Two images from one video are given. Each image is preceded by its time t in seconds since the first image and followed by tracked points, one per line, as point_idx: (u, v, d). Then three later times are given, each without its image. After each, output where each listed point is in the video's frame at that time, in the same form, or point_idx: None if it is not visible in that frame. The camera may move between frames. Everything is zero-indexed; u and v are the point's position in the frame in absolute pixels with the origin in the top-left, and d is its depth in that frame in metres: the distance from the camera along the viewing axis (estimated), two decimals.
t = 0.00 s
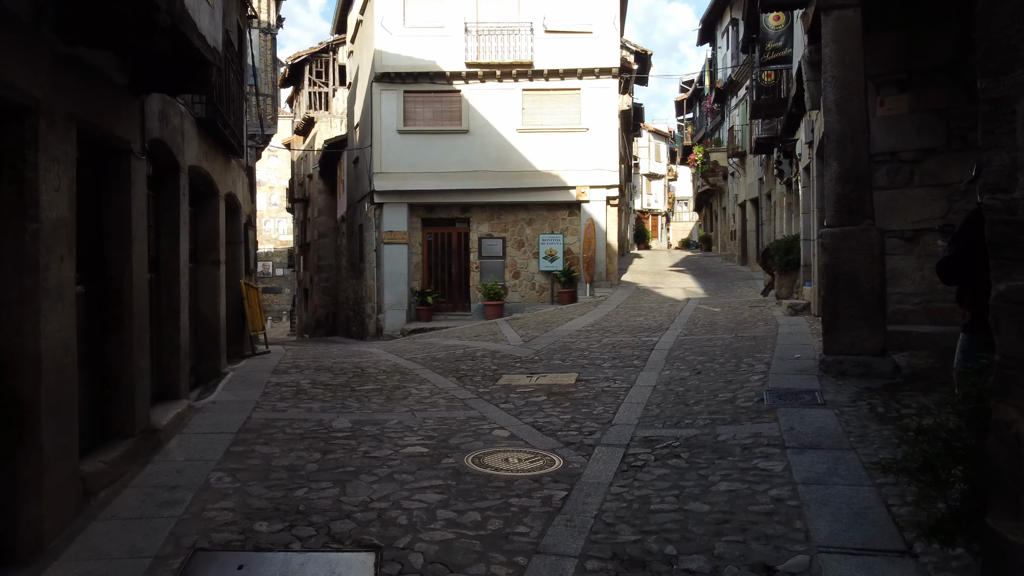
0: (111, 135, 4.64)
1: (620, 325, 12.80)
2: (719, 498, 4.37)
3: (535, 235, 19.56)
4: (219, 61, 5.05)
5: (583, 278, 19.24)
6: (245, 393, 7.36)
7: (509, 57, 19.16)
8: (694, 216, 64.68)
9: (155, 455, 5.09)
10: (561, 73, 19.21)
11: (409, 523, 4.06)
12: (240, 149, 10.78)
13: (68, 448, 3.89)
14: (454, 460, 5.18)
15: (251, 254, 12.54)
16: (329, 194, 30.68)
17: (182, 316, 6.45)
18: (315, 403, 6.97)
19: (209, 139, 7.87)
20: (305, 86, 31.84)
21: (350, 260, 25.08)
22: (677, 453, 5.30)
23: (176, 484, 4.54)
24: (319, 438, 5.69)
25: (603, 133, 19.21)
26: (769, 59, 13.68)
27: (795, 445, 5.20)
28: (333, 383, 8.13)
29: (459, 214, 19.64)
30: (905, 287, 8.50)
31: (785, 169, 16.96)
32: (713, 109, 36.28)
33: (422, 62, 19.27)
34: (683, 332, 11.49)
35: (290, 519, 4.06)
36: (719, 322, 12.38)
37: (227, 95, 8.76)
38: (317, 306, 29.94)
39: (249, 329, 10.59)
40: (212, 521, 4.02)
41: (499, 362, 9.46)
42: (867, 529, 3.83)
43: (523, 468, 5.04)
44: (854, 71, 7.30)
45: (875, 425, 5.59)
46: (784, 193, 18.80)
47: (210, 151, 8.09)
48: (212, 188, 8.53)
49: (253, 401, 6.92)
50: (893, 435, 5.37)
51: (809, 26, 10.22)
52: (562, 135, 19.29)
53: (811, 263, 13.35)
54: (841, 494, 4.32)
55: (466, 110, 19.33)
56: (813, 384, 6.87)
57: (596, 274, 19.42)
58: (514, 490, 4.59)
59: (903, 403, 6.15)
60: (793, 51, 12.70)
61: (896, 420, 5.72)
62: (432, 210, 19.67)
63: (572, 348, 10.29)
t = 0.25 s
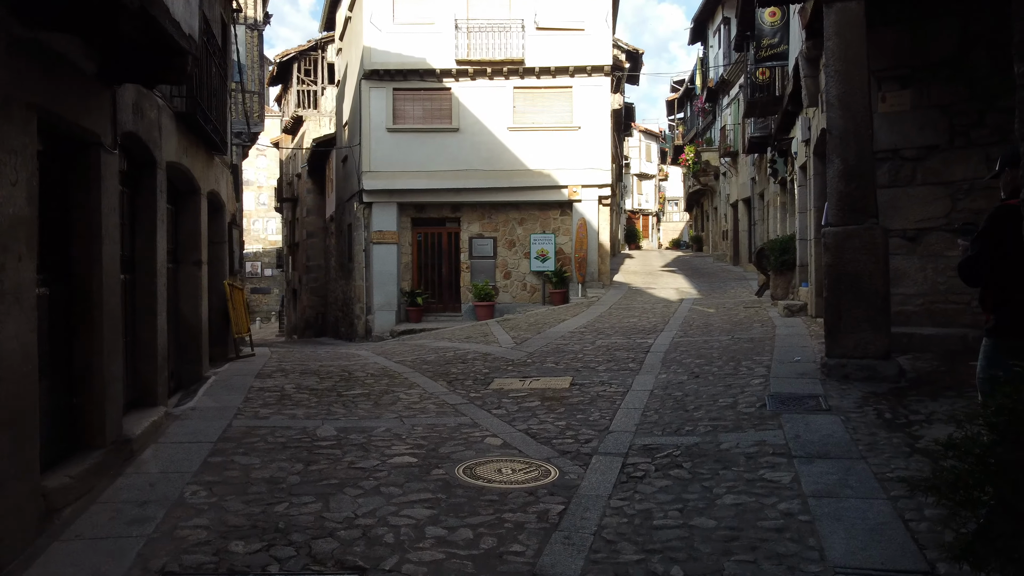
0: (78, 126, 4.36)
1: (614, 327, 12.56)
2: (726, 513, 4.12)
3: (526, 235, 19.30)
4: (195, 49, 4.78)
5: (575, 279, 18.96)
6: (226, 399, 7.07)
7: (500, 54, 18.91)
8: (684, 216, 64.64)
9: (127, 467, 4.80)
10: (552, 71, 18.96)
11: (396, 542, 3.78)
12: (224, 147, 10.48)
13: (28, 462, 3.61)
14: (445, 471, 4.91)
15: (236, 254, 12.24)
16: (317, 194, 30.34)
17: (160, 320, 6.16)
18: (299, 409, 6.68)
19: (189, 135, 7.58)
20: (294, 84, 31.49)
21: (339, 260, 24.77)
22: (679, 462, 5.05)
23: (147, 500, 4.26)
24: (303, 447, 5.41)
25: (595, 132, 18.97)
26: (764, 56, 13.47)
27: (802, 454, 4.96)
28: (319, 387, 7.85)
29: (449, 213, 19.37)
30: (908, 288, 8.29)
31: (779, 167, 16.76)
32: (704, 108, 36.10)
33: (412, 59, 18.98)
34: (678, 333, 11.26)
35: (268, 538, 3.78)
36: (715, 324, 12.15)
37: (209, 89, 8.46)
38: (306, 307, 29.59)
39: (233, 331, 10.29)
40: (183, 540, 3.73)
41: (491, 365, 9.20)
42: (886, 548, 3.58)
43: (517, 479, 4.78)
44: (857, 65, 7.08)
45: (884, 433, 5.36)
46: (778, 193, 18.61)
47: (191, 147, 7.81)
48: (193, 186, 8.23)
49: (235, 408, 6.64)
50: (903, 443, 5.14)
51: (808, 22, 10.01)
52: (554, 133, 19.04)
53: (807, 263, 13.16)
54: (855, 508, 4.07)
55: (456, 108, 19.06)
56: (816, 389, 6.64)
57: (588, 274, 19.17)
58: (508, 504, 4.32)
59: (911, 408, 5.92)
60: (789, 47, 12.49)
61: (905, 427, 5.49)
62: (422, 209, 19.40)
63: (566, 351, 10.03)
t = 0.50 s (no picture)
0: (40, 117, 4.08)
1: (607, 328, 12.31)
2: (734, 530, 3.87)
3: (518, 235, 19.05)
4: (170, 35, 4.49)
5: (567, 279, 18.72)
6: (207, 405, 6.77)
7: (491, 51, 18.64)
8: (674, 216, 64.56)
9: (97, 481, 4.51)
10: (544, 69, 18.71)
11: (383, 564, 3.52)
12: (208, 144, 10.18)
13: None
14: (435, 484, 4.64)
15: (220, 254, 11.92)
16: (306, 193, 29.99)
17: (136, 324, 5.87)
18: (282, 416, 6.40)
19: (168, 130, 7.28)
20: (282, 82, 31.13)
21: (328, 260, 24.45)
22: (682, 473, 4.79)
23: (115, 517, 3.98)
24: (285, 458, 5.13)
25: (587, 130, 18.73)
26: (760, 52, 13.26)
27: (811, 465, 4.71)
28: (304, 392, 7.57)
29: (440, 213, 19.09)
30: (911, 289, 8.07)
31: (774, 166, 16.55)
32: (696, 107, 35.92)
33: (401, 56, 18.69)
34: (673, 335, 11.02)
35: (243, 560, 3.50)
36: (710, 325, 11.93)
37: (190, 83, 8.17)
38: (294, 308, 29.25)
39: (216, 332, 10.00)
40: (151, 564, 3.45)
41: (483, 369, 8.93)
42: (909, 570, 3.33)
43: (511, 493, 4.51)
44: (861, 58, 6.85)
45: (895, 442, 5.12)
46: (772, 192, 18.42)
47: (171, 143, 7.51)
48: (173, 184, 7.93)
49: (215, 415, 6.35)
50: (915, 452, 4.91)
51: (806, 17, 9.79)
52: (546, 132, 18.78)
53: (804, 263, 12.95)
54: (872, 525, 3.82)
55: (447, 106, 18.78)
56: (821, 394, 6.40)
57: (580, 275, 18.94)
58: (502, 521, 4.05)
59: (921, 415, 5.69)
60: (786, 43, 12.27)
61: (915, 435, 5.26)
62: (412, 209, 19.12)
63: (559, 354, 9.78)
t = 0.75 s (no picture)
0: None
1: (601, 330, 12.08)
2: (745, 549, 3.61)
3: (509, 235, 18.79)
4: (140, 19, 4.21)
5: (559, 280, 18.48)
6: (187, 412, 6.49)
7: (482, 48, 18.36)
8: (665, 216, 64.45)
9: (63, 497, 4.23)
10: (536, 66, 18.46)
11: None
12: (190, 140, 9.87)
13: None
14: (425, 498, 4.37)
15: (205, 254, 11.59)
16: (294, 193, 29.62)
17: (109, 328, 5.58)
18: (265, 424, 6.12)
19: (146, 124, 6.99)
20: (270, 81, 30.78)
21: (316, 261, 24.15)
22: (686, 485, 4.54)
23: (79, 538, 3.70)
24: (266, 469, 4.85)
25: (580, 129, 18.48)
26: (756, 49, 13.04)
27: (822, 477, 4.46)
28: (288, 398, 7.28)
29: (430, 212, 18.82)
30: (915, 290, 7.85)
31: (769, 165, 16.35)
32: (688, 107, 35.76)
33: (391, 53, 18.40)
34: (669, 337, 10.78)
35: None
36: (706, 327, 11.70)
37: (169, 77, 7.87)
38: (282, 309, 28.92)
39: (200, 337, 9.66)
40: None
41: (474, 372, 8.67)
42: None
43: (506, 508, 4.25)
44: (866, 51, 6.62)
45: (908, 451, 4.88)
46: (766, 192, 18.20)
47: (150, 139, 7.21)
48: (153, 181, 7.64)
49: (194, 422, 6.06)
50: (930, 462, 4.67)
51: (805, 12, 9.57)
52: (537, 130, 18.52)
53: (800, 264, 12.73)
54: (894, 543, 3.57)
55: (437, 104, 18.50)
56: (826, 399, 6.16)
57: (572, 275, 18.64)
58: (496, 539, 3.78)
59: (932, 422, 5.46)
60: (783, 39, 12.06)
61: (928, 443, 5.02)
62: (402, 208, 18.84)
63: (552, 356, 9.53)
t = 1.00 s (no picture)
0: None
1: (595, 332, 11.83)
2: (759, 571, 3.36)
3: (500, 235, 18.53)
4: None
5: (551, 280, 18.23)
6: (165, 419, 6.20)
7: (473, 45, 18.09)
8: (656, 216, 64.30)
9: (26, 514, 3.94)
10: (527, 64, 18.19)
11: None
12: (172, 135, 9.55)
13: None
14: (414, 514, 4.10)
15: (188, 253, 11.28)
16: (282, 192, 29.27)
17: (81, 332, 5.29)
18: (247, 431, 5.83)
19: (123, 118, 6.69)
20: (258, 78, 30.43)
21: (305, 261, 23.84)
22: (692, 498, 4.29)
23: (39, 561, 3.42)
24: (246, 482, 4.57)
25: (572, 127, 18.23)
26: (752, 45, 12.82)
27: (836, 490, 4.22)
28: (272, 403, 6.99)
29: (420, 212, 18.53)
30: (921, 292, 7.63)
31: (764, 164, 16.14)
32: (679, 107, 35.57)
33: (380, 49, 18.10)
34: (665, 339, 10.54)
35: None
36: (702, 329, 11.48)
37: (148, 69, 7.56)
38: (271, 309, 28.58)
39: (182, 340, 9.39)
40: None
41: (466, 376, 8.41)
42: None
43: (501, 524, 3.98)
44: (872, 43, 6.38)
45: (923, 461, 4.64)
46: (761, 191, 18.00)
47: (127, 133, 6.91)
48: (132, 178, 7.34)
49: (173, 430, 5.78)
50: (947, 474, 4.43)
51: (804, 6, 9.33)
52: (529, 129, 18.26)
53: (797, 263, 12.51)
54: (918, 565, 3.32)
55: (427, 102, 18.22)
56: (833, 405, 5.93)
57: (564, 275, 18.37)
58: (491, 561, 3.52)
59: (945, 429, 5.23)
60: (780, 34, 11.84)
61: (944, 453, 4.78)
62: (392, 207, 18.55)
63: (546, 359, 9.27)
